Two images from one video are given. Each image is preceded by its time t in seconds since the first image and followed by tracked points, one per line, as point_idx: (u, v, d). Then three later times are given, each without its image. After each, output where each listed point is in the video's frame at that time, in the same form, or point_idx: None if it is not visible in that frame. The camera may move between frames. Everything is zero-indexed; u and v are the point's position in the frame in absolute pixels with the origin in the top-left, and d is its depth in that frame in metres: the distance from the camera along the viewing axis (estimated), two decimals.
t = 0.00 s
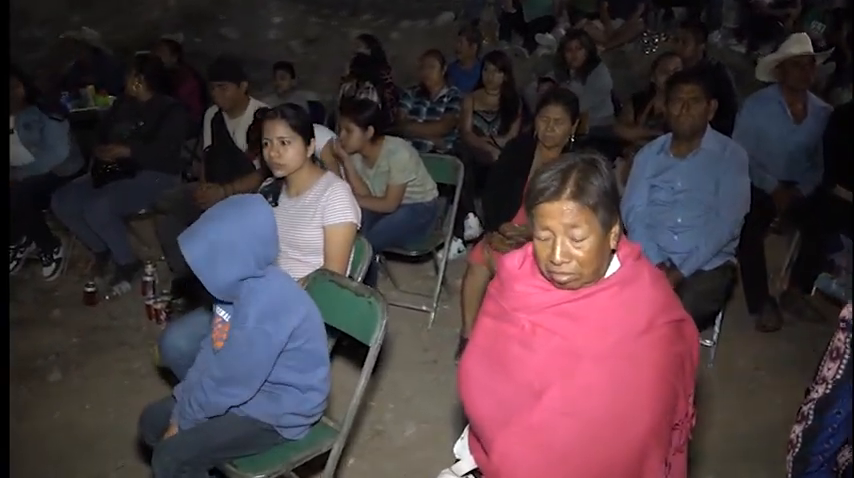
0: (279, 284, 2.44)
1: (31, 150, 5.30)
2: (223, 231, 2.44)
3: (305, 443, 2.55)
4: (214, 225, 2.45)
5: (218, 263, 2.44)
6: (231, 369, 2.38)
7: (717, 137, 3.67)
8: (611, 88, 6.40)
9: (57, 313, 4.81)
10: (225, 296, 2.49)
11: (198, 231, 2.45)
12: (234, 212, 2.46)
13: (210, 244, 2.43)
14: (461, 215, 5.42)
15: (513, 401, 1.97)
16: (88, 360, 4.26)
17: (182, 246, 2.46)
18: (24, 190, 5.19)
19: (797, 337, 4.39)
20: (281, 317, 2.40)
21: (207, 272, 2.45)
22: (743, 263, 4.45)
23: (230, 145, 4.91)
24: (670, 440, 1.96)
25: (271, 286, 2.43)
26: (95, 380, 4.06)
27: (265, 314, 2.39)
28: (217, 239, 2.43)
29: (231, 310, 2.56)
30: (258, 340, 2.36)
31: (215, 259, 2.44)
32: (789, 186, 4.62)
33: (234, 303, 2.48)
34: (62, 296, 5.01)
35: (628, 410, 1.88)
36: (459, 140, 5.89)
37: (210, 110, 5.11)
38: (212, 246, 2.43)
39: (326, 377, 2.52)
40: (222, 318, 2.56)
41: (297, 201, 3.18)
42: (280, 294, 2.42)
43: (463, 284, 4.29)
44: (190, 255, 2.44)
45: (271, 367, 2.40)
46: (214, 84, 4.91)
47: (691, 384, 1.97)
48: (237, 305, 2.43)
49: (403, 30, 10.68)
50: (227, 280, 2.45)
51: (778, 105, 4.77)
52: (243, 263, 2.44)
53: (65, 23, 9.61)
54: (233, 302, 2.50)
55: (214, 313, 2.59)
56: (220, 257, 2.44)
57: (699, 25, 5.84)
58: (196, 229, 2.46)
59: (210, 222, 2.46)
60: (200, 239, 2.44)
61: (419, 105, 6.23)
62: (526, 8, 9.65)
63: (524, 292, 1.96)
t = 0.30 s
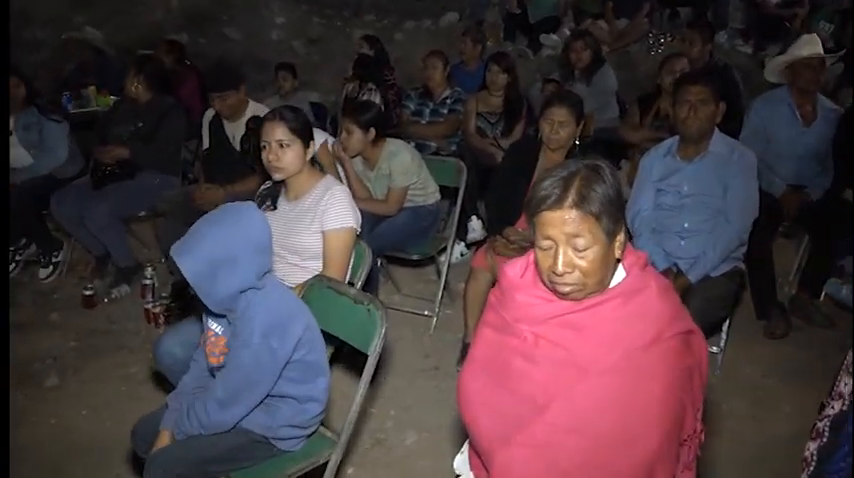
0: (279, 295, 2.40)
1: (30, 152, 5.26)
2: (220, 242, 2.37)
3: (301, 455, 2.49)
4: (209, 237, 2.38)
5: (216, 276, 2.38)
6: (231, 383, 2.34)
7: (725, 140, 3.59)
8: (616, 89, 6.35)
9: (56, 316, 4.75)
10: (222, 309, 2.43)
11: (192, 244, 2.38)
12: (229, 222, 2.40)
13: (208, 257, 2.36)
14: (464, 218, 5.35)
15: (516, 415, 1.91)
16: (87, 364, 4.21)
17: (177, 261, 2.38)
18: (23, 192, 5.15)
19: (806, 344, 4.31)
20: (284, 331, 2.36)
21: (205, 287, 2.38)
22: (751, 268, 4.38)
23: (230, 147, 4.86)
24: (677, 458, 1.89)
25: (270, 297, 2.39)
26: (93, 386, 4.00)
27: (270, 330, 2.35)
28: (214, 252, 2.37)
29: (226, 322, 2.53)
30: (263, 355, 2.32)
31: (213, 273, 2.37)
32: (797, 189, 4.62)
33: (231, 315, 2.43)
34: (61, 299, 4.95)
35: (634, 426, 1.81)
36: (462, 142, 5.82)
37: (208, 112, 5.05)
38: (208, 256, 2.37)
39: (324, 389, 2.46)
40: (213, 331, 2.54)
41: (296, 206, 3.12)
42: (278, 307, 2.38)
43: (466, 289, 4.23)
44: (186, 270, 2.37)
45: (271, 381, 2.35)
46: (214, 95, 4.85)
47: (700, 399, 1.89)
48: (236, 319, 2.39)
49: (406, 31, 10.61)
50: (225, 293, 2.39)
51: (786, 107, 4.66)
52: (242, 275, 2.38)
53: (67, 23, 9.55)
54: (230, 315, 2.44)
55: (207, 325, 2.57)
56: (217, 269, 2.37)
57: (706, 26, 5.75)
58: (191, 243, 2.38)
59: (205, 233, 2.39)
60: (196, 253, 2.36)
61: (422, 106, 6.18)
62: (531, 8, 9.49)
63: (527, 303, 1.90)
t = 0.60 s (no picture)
0: (278, 312, 2.35)
1: (30, 159, 5.20)
2: (215, 259, 2.31)
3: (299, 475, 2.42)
4: (205, 254, 2.32)
5: (212, 294, 2.32)
6: (229, 403, 2.27)
7: (734, 147, 3.50)
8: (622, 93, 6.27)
9: (54, 325, 4.69)
10: (219, 329, 2.36)
11: (187, 262, 2.32)
12: (224, 238, 2.35)
13: (203, 275, 2.30)
14: (467, 225, 5.28)
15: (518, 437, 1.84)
16: (85, 375, 4.15)
17: (171, 280, 2.32)
18: (23, 199, 5.10)
19: (817, 354, 4.22)
20: (285, 349, 2.31)
21: (201, 306, 2.32)
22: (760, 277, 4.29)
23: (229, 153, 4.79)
24: None
25: (268, 316, 2.34)
26: (91, 397, 3.94)
27: (270, 350, 2.29)
28: (210, 269, 2.31)
29: (224, 341, 2.48)
30: (264, 376, 2.26)
31: (209, 291, 2.31)
32: (807, 195, 4.54)
33: (228, 333, 2.37)
34: (61, 308, 4.90)
35: (642, 451, 1.74)
36: (466, 147, 5.75)
37: (207, 119, 4.95)
38: (203, 274, 2.30)
39: (323, 407, 2.40)
40: (210, 349, 2.49)
41: (294, 215, 3.04)
42: (277, 325, 2.33)
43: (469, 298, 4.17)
44: (181, 289, 2.30)
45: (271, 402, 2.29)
46: (211, 102, 4.76)
47: (711, 422, 1.82)
48: (233, 338, 2.33)
49: (411, 34, 10.55)
50: (222, 312, 2.32)
51: (797, 112, 4.57)
52: (240, 293, 2.33)
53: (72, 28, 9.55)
54: (227, 334, 2.38)
55: (202, 343, 2.53)
56: (213, 288, 2.31)
57: (714, 29, 5.67)
58: (186, 261, 2.33)
59: (199, 250, 2.34)
60: (190, 271, 2.30)
61: (425, 111, 6.12)
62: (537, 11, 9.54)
63: (530, 321, 1.82)
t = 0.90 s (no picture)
0: (265, 326, 2.26)
1: (20, 164, 5.11)
2: (199, 269, 2.22)
3: None
4: (188, 264, 2.23)
5: (195, 306, 2.23)
6: (211, 423, 2.18)
7: (735, 162, 3.44)
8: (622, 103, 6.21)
9: (41, 333, 4.60)
10: (203, 343, 2.27)
11: (170, 273, 2.24)
12: (210, 247, 2.26)
13: (186, 286, 2.22)
14: (463, 236, 5.20)
15: (508, 465, 1.78)
16: (70, 385, 4.07)
17: (152, 291, 2.23)
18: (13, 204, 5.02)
19: (817, 373, 4.15)
20: (271, 367, 2.21)
21: (183, 318, 2.24)
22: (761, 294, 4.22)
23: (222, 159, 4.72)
24: None
25: (253, 331, 2.24)
26: (75, 409, 3.85)
27: (254, 368, 2.20)
28: (193, 280, 2.22)
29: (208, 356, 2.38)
30: (248, 395, 2.17)
31: (192, 303, 2.23)
32: (807, 210, 4.49)
33: (212, 348, 2.28)
34: (48, 315, 4.81)
35: None
36: (464, 157, 5.68)
37: (199, 127, 4.87)
38: (185, 285, 2.22)
39: (310, 428, 2.31)
40: (194, 364, 2.39)
41: (284, 227, 2.97)
42: (263, 341, 2.23)
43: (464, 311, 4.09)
44: (163, 301, 2.22)
45: (255, 422, 2.20)
46: (202, 108, 4.69)
47: (710, 453, 1.75)
48: (217, 354, 2.24)
49: (411, 40, 10.49)
50: (205, 326, 2.24)
51: (798, 125, 4.50)
52: (223, 306, 2.23)
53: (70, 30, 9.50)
54: (212, 349, 2.28)
55: (186, 357, 2.43)
56: (196, 300, 2.23)
57: (716, 40, 5.61)
58: (168, 271, 2.24)
59: (183, 260, 2.25)
60: (173, 281, 2.22)
61: (423, 119, 6.05)
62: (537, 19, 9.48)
63: (521, 346, 1.74)
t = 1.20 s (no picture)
0: (253, 333, 2.18)
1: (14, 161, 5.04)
2: (185, 272, 2.15)
3: None
4: (174, 266, 2.16)
5: (180, 310, 2.16)
6: (194, 433, 2.10)
7: (739, 178, 3.37)
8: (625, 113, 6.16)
9: (29, 332, 4.52)
10: (188, 349, 2.19)
11: (156, 276, 2.17)
12: (197, 250, 2.18)
13: (171, 290, 2.14)
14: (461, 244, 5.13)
15: None
16: (58, 386, 4.00)
17: (137, 295, 2.16)
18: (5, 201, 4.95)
19: (816, 392, 4.08)
20: (258, 376, 2.13)
21: (168, 322, 2.17)
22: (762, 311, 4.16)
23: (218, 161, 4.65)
24: None
25: (240, 338, 2.16)
26: (62, 410, 3.78)
27: (240, 377, 2.12)
28: (179, 283, 2.14)
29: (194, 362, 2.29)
30: (232, 404, 2.09)
31: (177, 307, 2.15)
32: (810, 228, 4.41)
33: (197, 355, 2.20)
34: (38, 314, 4.73)
35: None
36: (463, 163, 5.61)
37: (196, 126, 4.83)
38: (170, 289, 2.14)
39: (296, 441, 2.24)
40: (180, 371, 2.29)
41: (277, 232, 2.90)
42: (250, 350, 2.15)
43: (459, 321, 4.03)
44: (147, 305, 2.15)
45: (239, 433, 2.11)
46: (200, 108, 4.61)
47: None
48: (202, 361, 2.16)
49: (414, 45, 10.45)
50: (190, 331, 2.16)
51: (802, 141, 4.45)
52: (208, 311, 2.15)
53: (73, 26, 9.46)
54: (198, 355, 2.21)
55: (172, 364, 2.33)
56: (181, 304, 2.15)
57: (721, 52, 5.57)
58: (154, 273, 2.17)
59: (169, 262, 2.18)
60: (158, 285, 2.15)
61: (423, 125, 5.99)
62: (540, 27, 9.52)
63: (516, 366, 1.68)
